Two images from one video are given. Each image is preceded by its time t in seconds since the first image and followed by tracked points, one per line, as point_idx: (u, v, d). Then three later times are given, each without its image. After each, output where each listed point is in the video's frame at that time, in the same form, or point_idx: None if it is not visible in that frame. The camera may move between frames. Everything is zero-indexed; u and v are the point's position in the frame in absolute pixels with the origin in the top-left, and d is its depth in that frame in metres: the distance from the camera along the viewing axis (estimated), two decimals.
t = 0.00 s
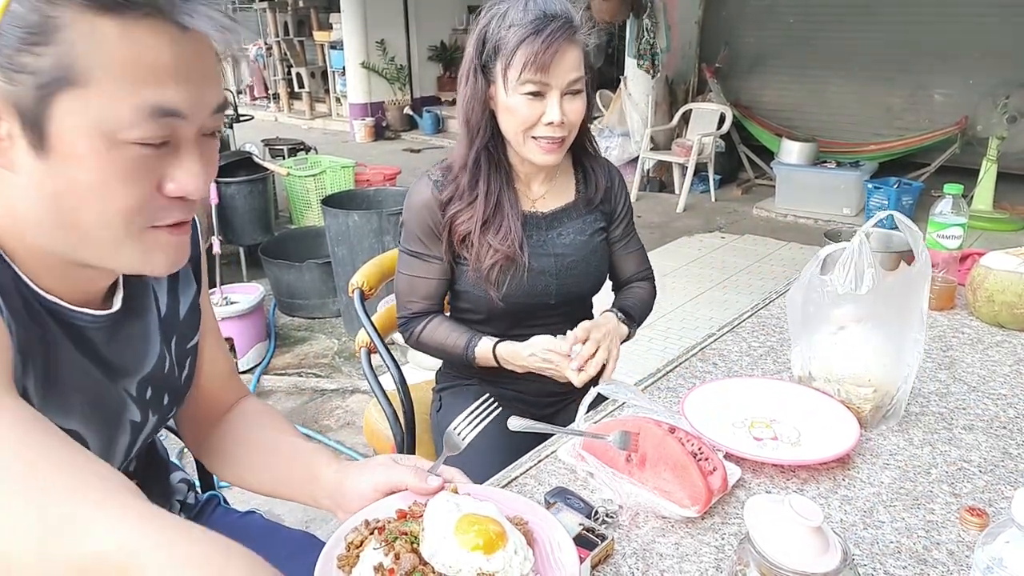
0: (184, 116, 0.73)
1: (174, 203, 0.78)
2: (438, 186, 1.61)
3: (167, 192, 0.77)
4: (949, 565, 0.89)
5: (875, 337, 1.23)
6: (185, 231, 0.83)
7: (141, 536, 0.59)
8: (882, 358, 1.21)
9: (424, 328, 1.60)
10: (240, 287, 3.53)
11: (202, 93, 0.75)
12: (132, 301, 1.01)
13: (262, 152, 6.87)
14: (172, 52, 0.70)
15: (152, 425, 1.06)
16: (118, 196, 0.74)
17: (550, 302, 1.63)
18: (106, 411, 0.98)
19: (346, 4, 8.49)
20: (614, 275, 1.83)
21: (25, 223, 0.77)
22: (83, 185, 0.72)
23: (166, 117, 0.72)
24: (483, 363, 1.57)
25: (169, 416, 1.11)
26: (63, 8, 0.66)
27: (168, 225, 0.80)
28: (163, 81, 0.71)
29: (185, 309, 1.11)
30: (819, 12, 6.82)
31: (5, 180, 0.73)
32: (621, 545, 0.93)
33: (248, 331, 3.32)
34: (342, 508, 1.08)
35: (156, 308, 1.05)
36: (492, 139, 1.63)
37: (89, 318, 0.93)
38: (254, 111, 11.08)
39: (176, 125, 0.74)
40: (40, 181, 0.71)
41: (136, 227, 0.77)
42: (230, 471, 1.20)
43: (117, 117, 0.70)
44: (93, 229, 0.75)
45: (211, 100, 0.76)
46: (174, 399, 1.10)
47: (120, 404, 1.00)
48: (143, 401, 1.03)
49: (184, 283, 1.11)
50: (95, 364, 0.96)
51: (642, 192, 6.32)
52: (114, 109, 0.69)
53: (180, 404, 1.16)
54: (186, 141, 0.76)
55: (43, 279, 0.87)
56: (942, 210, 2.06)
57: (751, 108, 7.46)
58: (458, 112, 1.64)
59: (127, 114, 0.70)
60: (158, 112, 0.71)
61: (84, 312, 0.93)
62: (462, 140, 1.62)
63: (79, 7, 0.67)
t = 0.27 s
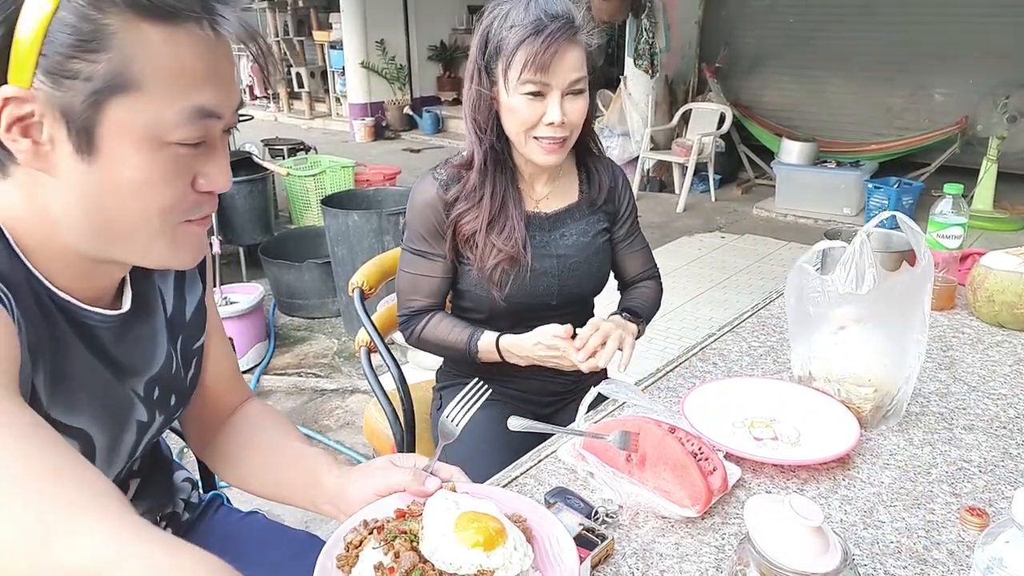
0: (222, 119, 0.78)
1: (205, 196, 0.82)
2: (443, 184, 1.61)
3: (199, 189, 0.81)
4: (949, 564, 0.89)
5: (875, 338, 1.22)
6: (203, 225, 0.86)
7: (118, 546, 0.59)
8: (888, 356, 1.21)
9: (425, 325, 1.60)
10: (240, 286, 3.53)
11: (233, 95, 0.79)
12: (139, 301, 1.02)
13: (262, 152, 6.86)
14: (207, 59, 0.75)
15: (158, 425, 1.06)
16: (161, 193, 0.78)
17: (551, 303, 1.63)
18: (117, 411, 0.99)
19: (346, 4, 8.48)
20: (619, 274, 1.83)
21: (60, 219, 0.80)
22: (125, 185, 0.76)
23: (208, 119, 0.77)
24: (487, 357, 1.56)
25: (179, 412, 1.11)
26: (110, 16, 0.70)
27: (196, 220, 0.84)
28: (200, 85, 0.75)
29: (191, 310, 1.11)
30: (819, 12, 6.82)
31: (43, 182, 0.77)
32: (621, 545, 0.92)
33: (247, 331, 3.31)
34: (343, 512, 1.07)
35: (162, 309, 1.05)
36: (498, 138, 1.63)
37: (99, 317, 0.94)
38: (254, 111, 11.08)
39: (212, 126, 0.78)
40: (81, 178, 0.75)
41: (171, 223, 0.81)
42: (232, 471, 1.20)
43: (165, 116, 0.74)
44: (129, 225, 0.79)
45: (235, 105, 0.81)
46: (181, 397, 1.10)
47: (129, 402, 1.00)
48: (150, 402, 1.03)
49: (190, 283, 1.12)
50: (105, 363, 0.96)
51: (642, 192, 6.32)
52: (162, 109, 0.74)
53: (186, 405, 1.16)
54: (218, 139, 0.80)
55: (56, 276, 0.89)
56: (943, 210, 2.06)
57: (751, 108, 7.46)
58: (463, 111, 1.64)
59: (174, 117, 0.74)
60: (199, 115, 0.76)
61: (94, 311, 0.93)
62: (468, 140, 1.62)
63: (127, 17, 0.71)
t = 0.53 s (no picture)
0: (218, 122, 0.78)
1: (195, 200, 0.81)
2: (447, 183, 1.61)
3: (191, 191, 0.80)
4: (949, 565, 0.89)
5: (872, 339, 1.23)
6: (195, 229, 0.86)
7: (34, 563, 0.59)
8: (889, 355, 1.21)
9: (426, 322, 1.60)
10: (240, 287, 3.53)
11: (231, 100, 0.79)
12: (139, 296, 1.01)
13: (262, 152, 6.87)
14: (209, 60, 0.75)
15: (154, 420, 1.04)
16: (145, 190, 0.76)
17: (552, 302, 1.63)
18: (115, 405, 0.98)
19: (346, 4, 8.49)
20: (620, 276, 1.83)
21: (49, 209, 0.79)
22: (114, 179, 0.75)
23: (201, 121, 0.76)
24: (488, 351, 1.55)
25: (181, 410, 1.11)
26: (113, 7, 0.71)
27: (183, 223, 0.83)
28: (198, 87, 0.75)
29: (192, 309, 1.10)
30: (819, 12, 6.82)
31: (31, 166, 0.77)
32: (621, 545, 0.92)
33: (247, 331, 3.31)
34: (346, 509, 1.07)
35: (163, 305, 1.05)
36: (501, 137, 1.62)
37: (96, 310, 0.94)
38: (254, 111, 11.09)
39: (206, 128, 0.78)
40: (70, 169, 0.74)
41: (157, 222, 0.80)
42: (228, 469, 1.21)
43: (156, 115, 0.74)
44: (117, 220, 0.78)
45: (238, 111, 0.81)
46: (179, 396, 1.08)
47: (121, 396, 0.98)
48: (147, 397, 1.02)
49: (193, 281, 1.11)
50: (103, 357, 0.96)
51: (642, 192, 6.32)
52: (156, 106, 0.73)
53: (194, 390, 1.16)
54: (213, 142, 0.80)
55: (57, 272, 0.90)
56: (943, 210, 2.06)
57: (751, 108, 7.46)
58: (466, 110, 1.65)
59: (168, 114, 0.74)
60: (193, 116, 0.76)
61: (91, 304, 0.93)
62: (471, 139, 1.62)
63: (130, 10, 0.72)
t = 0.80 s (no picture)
0: (171, 121, 0.73)
1: (154, 201, 0.77)
2: (448, 181, 1.62)
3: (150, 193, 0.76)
4: (949, 564, 0.89)
5: (873, 338, 1.22)
6: (170, 231, 0.81)
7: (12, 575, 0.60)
8: (890, 354, 1.21)
9: (427, 323, 1.60)
10: (240, 287, 3.53)
11: (194, 101, 0.74)
12: (138, 289, 1.01)
13: (263, 152, 6.87)
14: (164, 56, 0.71)
15: (148, 413, 1.02)
16: (90, 185, 0.73)
17: (556, 301, 1.63)
18: (103, 395, 0.97)
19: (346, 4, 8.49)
20: (621, 273, 1.83)
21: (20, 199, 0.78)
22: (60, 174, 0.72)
23: (149, 119, 0.72)
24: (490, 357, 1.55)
25: (170, 414, 1.08)
26: None
27: (148, 222, 0.78)
28: (151, 83, 0.71)
29: (193, 304, 1.09)
30: (818, 12, 6.82)
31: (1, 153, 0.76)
32: (621, 545, 0.93)
33: (247, 331, 3.32)
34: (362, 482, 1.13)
35: (162, 299, 1.05)
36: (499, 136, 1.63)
37: (88, 301, 0.94)
38: (255, 111, 11.10)
39: (161, 127, 0.73)
40: (26, 162, 0.73)
41: (114, 217, 0.76)
42: (227, 453, 1.22)
43: (96, 108, 0.70)
44: (73, 218, 0.75)
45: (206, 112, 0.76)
46: (175, 390, 1.06)
47: (117, 387, 0.98)
48: (140, 390, 1.01)
49: (193, 273, 1.10)
50: (95, 348, 0.96)
51: (642, 192, 6.33)
52: (95, 100, 0.70)
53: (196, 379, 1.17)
54: (173, 141, 0.75)
55: (53, 268, 0.91)
56: (942, 210, 2.06)
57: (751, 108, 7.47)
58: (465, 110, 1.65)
59: (110, 109, 0.70)
60: (140, 113, 0.72)
61: (83, 294, 0.93)
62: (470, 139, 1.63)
63: None
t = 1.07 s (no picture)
0: (150, 135, 0.73)
1: (137, 212, 0.76)
2: (449, 181, 1.63)
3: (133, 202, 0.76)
4: (949, 565, 0.89)
5: (874, 338, 1.23)
6: (157, 240, 0.81)
7: None
8: (891, 354, 1.22)
9: (425, 321, 1.59)
10: (240, 287, 3.53)
11: (176, 114, 0.74)
12: (130, 287, 1.02)
13: (263, 152, 6.87)
14: (148, 72, 0.71)
15: (141, 411, 1.02)
16: (71, 193, 0.72)
17: (555, 301, 1.63)
18: (96, 390, 0.97)
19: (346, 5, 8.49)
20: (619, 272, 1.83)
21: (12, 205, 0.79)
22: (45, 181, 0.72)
23: (130, 133, 0.71)
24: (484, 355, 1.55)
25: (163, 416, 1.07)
26: (45, 10, 0.68)
27: (133, 232, 0.78)
28: (132, 97, 0.71)
29: (187, 304, 1.09)
30: (818, 13, 6.82)
31: None
32: (620, 545, 0.93)
33: (247, 331, 3.32)
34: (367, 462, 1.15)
35: (156, 297, 1.05)
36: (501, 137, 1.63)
37: (80, 297, 0.94)
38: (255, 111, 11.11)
39: (142, 142, 0.73)
40: (11, 168, 0.73)
41: (96, 228, 0.75)
42: (229, 446, 1.21)
43: (75, 121, 0.69)
44: (58, 225, 0.75)
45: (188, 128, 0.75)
46: (169, 388, 1.06)
47: (109, 387, 0.98)
48: (134, 387, 1.01)
49: (187, 273, 1.10)
50: (87, 344, 0.96)
51: (642, 192, 6.33)
52: (74, 113, 0.69)
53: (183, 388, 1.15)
54: (156, 155, 0.75)
55: (42, 263, 0.92)
56: (942, 210, 2.06)
57: (751, 108, 7.47)
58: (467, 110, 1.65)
59: (87, 123, 0.70)
60: (119, 128, 0.71)
61: (74, 290, 0.94)
62: (472, 139, 1.63)
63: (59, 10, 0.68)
